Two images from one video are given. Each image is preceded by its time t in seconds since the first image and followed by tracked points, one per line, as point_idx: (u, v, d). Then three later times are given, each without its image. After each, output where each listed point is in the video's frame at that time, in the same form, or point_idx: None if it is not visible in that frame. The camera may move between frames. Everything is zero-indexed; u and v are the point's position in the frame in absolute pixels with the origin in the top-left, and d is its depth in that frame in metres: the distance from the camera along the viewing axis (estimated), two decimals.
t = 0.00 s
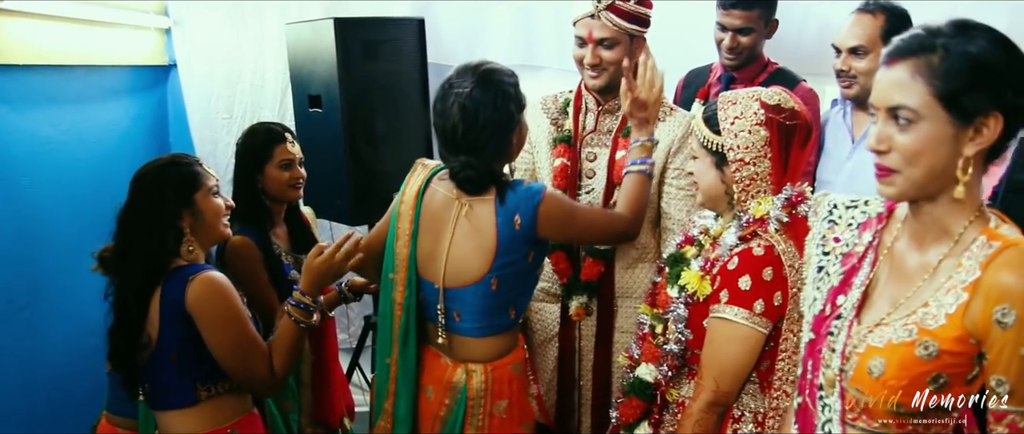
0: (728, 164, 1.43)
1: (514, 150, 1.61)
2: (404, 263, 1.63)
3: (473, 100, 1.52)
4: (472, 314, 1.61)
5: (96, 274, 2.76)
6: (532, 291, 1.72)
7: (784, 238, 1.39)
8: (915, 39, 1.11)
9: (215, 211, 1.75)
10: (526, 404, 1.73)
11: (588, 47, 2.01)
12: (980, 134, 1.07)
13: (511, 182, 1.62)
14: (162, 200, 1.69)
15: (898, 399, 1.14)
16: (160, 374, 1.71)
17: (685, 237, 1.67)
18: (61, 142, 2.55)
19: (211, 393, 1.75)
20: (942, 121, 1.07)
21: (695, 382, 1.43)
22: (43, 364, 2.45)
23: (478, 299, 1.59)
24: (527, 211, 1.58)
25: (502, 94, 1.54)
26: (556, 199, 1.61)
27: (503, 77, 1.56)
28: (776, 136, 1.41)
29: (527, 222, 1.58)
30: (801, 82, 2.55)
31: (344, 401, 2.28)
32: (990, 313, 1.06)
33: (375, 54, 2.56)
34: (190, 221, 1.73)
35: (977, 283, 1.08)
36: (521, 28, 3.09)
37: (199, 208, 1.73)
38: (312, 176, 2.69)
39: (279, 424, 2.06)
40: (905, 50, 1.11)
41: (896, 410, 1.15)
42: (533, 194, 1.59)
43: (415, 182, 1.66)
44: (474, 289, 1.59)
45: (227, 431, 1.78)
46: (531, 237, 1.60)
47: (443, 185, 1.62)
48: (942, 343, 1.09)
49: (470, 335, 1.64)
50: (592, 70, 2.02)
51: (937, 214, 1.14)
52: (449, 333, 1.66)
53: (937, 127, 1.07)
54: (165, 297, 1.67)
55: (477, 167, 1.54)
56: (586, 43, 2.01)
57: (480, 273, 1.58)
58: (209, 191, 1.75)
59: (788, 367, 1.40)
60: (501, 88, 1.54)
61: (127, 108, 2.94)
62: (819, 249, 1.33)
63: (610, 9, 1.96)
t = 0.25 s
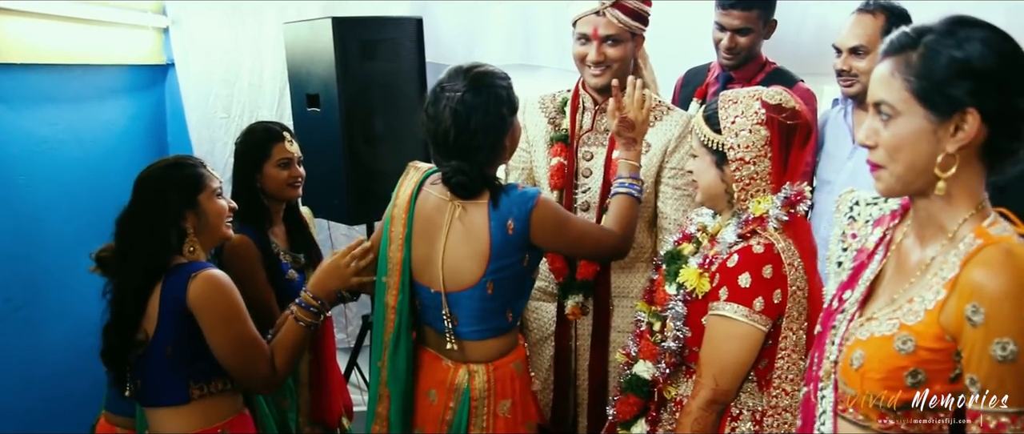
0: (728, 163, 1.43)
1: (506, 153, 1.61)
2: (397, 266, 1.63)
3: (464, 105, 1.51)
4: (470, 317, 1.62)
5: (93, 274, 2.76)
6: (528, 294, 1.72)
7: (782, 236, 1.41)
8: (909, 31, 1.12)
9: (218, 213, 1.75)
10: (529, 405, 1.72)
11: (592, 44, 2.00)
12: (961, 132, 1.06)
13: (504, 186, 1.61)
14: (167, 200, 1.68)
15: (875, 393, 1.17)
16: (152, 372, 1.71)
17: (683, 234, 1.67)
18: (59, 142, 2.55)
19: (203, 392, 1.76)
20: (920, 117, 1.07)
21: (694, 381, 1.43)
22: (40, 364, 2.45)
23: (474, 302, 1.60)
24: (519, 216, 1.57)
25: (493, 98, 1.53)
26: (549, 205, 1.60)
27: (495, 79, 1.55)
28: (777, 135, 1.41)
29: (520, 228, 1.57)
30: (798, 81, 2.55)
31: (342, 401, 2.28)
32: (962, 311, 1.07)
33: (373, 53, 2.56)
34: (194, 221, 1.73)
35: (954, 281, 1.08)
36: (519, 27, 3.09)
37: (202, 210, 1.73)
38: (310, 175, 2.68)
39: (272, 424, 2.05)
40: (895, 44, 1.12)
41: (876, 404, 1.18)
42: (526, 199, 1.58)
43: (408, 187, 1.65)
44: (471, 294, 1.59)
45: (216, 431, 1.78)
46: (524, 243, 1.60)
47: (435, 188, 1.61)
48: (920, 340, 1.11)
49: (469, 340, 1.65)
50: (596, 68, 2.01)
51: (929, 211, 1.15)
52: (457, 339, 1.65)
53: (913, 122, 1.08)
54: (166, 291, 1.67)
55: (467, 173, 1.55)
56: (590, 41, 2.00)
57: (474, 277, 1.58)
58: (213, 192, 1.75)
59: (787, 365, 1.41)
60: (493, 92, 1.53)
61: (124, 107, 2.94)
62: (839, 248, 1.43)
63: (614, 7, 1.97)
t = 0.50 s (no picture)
0: (728, 160, 1.42)
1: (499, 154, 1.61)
2: (394, 269, 1.62)
3: (457, 105, 1.51)
4: (470, 318, 1.62)
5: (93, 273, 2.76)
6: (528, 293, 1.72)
7: (782, 234, 1.42)
8: (909, 29, 1.12)
9: (222, 212, 1.75)
10: (533, 402, 1.74)
11: (607, 40, 1.98)
12: (951, 128, 1.06)
13: (500, 186, 1.61)
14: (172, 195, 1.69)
15: (863, 382, 1.21)
16: (149, 370, 1.71)
17: (681, 232, 1.67)
18: (57, 141, 2.55)
19: (199, 390, 1.75)
20: (913, 113, 1.08)
21: (694, 379, 1.43)
22: (39, 363, 2.45)
23: (475, 303, 1.60)
24: (516, 216, 1.57)
25: (484, 97, 1.53)
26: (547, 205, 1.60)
27: (488, 79, 1.55)
28: (778, 134, 1.41)
29: (517, 228, 1.58)
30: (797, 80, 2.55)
31: (341, 401, 2.28)
32: (937, 304, 1.08)
33: (372, 53, 2.56)
34: (195, 218, 1.73)
35: (936, 274, 1.09)
36: (518, 26, 3.09)
37: (207, 208, 1.73)
38: (309, 174, 2.68)
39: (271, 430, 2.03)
40: (895, 41, 1.13)
41: (862, 393, 1.22)
42: (523, 199, 1.59)
43: (401, 190, 1.63)
44: (471, 295, 1.59)
45: (213, 430, 1.77)
46: (522, 243, 1.60)
47: (432, 190, 1.60)
48: (901, 331, 1.14)
49: (468, 341, 1.65)
50: (611, 64, 1.99)
51: (931, 207, 1.16)
52: (458, 341, 1.65)
53: (907, 118, 1.09)
54: (163, 287, 1.67)
55: (462, 174, 1.55)
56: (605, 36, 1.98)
57: (473, 280, 1.59)
58: (218, 192, 1.75)
59: (787, 362, 1.42)
60: (484, 91, 1.53)
61: (123, 106, 2.93)
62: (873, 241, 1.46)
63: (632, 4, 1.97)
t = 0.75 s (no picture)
0: (720, 161, 1.43)
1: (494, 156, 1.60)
2: (390, 275, 1.61)
3: (451, 109, 1.50)
4: (470, 320, 1.62)
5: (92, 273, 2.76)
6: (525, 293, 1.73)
7: (778, 234, 1.41)
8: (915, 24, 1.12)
9: (222, 214, 1.74)
10: (535, 400, 1.76)
11: (621, 39, 1.97)
12: (940, 127, 1.06)
13: (496, 188, 1.61)
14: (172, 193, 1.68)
15: (853, 376, 1.25)
16: (146, 370, 1.70)
17: (680, 231, 1.67)
18: (56, 141, 2.54)
19: (195, 390, 1.75)
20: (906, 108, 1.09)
21: (691, 379, 1.44)
22: (38, 362, 2.45)
23: (475, 306, 1.61)
24: (513, 219, 1.58)
25: (477, 100, 1.51)
26: (542, 208, 1.60)
27: (482, 81, 1.54)
28: (770, 141, 1.40)
29: (514, 230, 1.58)
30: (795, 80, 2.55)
31: (340, 401, 2.28)
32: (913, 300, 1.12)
33: (370, 52, 2.56)
34: (195, 218, 1.72)
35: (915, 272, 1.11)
36: (517, 26, 3.08)
37: (208, 209, 1.72)
38: (308, 174, 2.68)
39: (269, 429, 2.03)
40: (898, 37, 1.13)
41: (852, 387, 1.26)
42: (519, 200, 1.59)
43: (394, 196, 1.62)
44: (471, 298, 1.60)
45: (211, 430, 1.77)
46: (519, 245, 1.60)
47: (426, 194, 1.58)
48: (887, 326, 1.19)
49: (468, 343, 1.65)
50: (624, 63, 1.99)
51: (932, 207, 1.15)
52: (458, 343, 1.66)
53: (902, 114, 1.10)
54: (160, 288, 1.66)
55: (456, 179, 1.54)
56: (621, 35, 1.97)
57: (472, 283, 1.59)
58: (219, 193, 1.74)
59: (784, 362, 1.42)
60: (478, 94, 1.52)
61: (121, 106, 2.93)
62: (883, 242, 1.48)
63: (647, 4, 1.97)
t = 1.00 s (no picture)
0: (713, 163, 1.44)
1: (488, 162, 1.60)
2: (384, 283, 1.61)
3: (448, 120, 1.48)
4: (469, 325, 1.61)
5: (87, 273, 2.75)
6: (523, 294, 1.73)
7: (773, 236, 1.41)
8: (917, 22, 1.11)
9: (220, 222, 1.74)
10: (536, 400, 1.76)
11: (631, 43, 1.97)
12: (930, 125, 1.06)
13: (489, 192, 1.61)
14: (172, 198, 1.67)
15: (842, 373, 1.26)
16: (138, 373, 1.70)
17: (679, 231, 1.68)
18: (52, 142, 2.53)
19: (184, 396, 1.74)
20: (898, 108, 1.10)
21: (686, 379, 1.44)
22: (34, 363, 2.44)
23: (473, 310, 1.60)
24: (506, 223, 1.58)
25: (473, 111, 1.50)
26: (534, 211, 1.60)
27: (478, 90, 1.53)
28: (759, 146, 1.40)
29: (508, 233, 1.58)
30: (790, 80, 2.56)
31: (336, 401, 2.28)
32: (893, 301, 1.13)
33: (367, 52, 2.55)
34: (193, 223, 1.71)
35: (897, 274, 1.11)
36: (513, 26, 3.08)
37: (206, 215, 1.71)
38: (304, 175, 2.67)
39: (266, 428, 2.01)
40: (901, 33, 1.13)
41: (845, 383, 1.26)
42: (512, 204, 1.59)
43: (385, 202, 1.61)
44: (468, 305, 1.59)
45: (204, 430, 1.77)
46: (512, 248, 1.61)
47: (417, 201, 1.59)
48: (874, 323, 1.19)
49: (469, 348, 1.64)
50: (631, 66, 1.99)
51: (930, 207, 1.15)
52: (457, 346, 1.65)
53: (896, 113, 1.11)
54: (154, 293, 1.65)
55: (448, 188, 1.54)
56: (630, 38, 1.97)
57: (472, 287, 1.59)
58: (219, 202, 1.74)
59: (777, 364, 1.42)
60: (473, 105, 1.51)
61: (117, 106, 2.92)
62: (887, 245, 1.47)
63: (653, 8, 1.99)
